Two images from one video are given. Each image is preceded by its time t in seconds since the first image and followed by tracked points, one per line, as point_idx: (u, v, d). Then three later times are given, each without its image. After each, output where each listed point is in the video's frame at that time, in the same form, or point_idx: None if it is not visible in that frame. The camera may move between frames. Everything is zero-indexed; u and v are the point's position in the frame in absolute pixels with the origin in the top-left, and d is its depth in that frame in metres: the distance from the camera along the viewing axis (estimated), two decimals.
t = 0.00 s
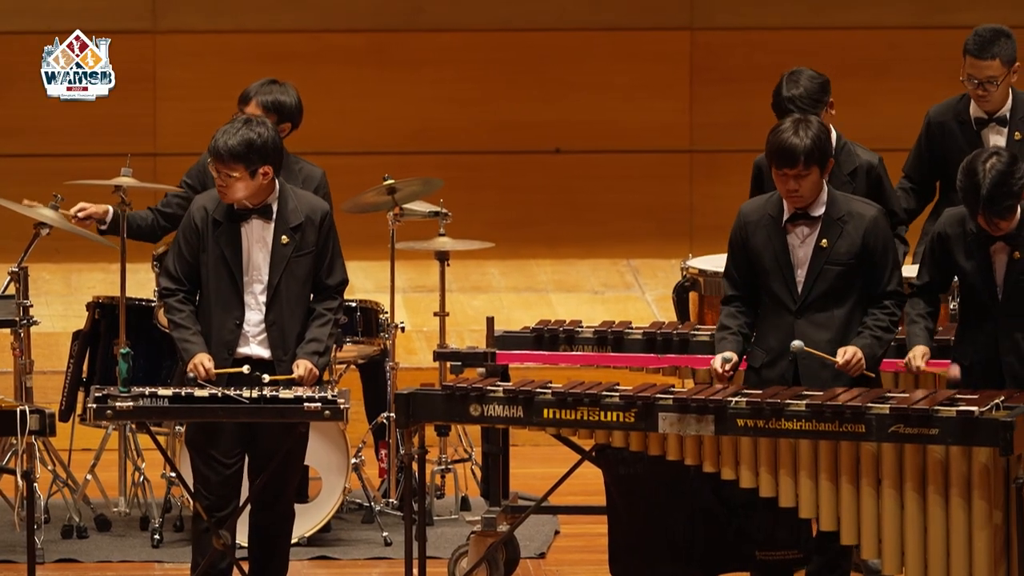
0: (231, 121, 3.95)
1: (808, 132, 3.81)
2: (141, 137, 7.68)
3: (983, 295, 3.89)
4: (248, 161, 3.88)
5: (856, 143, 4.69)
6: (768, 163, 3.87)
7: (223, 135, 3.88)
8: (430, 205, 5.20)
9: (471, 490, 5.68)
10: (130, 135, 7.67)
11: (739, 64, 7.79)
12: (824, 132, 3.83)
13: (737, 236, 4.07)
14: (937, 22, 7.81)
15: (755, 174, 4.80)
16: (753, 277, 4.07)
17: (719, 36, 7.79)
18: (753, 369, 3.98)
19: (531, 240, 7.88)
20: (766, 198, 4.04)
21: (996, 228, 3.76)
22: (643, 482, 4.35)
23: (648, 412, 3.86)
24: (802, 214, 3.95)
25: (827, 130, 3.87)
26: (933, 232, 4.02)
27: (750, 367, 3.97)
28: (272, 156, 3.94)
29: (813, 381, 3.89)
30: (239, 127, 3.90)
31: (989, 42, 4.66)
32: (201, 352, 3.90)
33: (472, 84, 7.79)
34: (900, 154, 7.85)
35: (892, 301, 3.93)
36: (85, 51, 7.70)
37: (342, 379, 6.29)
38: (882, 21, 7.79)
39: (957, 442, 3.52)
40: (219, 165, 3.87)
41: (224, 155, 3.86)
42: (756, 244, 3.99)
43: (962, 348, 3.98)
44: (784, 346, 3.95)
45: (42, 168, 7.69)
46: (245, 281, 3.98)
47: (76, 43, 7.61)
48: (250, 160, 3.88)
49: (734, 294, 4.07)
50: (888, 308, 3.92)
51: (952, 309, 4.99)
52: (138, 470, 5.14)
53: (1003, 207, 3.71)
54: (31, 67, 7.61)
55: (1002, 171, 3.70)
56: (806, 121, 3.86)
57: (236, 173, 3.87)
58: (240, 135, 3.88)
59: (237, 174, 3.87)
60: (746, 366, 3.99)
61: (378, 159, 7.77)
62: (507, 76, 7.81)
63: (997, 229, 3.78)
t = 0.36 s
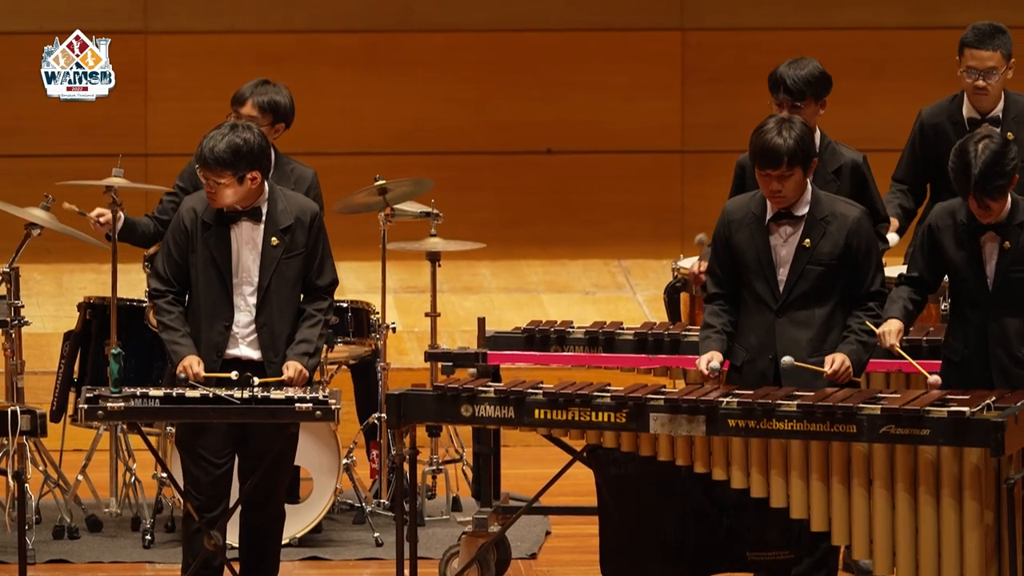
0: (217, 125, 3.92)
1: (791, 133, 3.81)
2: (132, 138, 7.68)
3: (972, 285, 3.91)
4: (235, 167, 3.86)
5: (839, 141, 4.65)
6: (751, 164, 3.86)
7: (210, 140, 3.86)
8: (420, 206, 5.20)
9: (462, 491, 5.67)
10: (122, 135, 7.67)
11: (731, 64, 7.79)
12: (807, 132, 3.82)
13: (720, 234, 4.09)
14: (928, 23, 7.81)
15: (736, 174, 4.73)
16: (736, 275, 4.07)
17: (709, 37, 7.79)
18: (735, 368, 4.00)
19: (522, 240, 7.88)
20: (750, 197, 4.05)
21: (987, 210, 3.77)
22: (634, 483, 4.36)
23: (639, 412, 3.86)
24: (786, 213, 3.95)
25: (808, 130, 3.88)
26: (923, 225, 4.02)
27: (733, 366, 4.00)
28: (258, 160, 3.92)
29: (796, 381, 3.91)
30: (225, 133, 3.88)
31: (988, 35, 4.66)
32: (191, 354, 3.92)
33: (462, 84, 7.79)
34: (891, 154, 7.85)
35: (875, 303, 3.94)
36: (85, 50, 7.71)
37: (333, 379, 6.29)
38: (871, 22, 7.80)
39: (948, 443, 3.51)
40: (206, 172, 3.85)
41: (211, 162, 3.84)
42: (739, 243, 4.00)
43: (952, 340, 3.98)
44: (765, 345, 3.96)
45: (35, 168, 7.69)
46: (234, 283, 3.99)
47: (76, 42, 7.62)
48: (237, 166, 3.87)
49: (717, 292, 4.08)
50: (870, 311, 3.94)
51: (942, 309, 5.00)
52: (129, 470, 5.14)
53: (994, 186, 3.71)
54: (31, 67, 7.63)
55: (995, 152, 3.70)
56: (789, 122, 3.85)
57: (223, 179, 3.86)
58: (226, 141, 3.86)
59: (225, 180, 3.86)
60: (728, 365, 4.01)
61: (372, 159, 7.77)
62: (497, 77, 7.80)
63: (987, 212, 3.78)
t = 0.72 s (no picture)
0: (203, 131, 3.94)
1: (770, 130, 3.85)
2: (121, 139, 7.67)
3: (963, 279, 3.91)
4: (220, 171, 3.87)
5: (825, 141, 4.66)
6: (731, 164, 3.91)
7: (195, 145, 3.88)
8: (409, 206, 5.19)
9: (451, 491, 5.67)
10: (111, 136, 7.67)
11: (722, 65, 7.79)
12: (785, 128, 3.87)
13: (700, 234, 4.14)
14: (917, 23, 7.81)
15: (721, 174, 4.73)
16: (717, 276, 4.13)
17: (698, 37, 7.79)
18: (716, 369, 4.05)
19: (512, 241, 7.88)
20: (729, 198, 4.10)
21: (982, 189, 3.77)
22: (623, 484, 4.36)
23: (629, 412, 3.87)
24: (765, 213, 4.00)
25: (787, 127, 3.93)
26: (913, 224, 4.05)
27: (714, 367, 4.04)
28: (243, 166, 3.94)
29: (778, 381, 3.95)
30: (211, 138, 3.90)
31: (998, 37, 4.66)
32: (179, 354, 3.93)
33: (451, 85, 7.79)
34: (879, 155, 7.85)
35: (854, 304, 3.99)
36: (85, 51, 7.69)
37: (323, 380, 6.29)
38: (859, 22, 7.81)
39: (937, 443, 3.51)
40: (191, 176, 3.87)
41: (196, 166, 3.86)
42: (720, 244, 4.06)
43: (943, 337, 3.97)
44: (748, 346, 4.01)
45: (25, 169, 7.68)
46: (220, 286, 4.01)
47: (76, 43, 7.60)
48: (222, 171, 3.88)
49: (698, 294, 4.11)
50: (850, 312, 3.98)
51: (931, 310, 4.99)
52: (118, 471, 5.13)
53: (989, 164, 3.72)
54: (31, 67, 7.65)
55: (991, 134, 3.73)
56: (768, 120, 3.89)
57: (208, 183, 3.87)
58: (211, 146, 3.88)
59: (209, 184, 3.87)
60: (710, 366, 4.06)
61: (364, 160, 7.77)
62: (487, 77, 7.80)
63: (978, 190, 3.78)
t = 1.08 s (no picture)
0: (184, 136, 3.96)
1: (756, 136, 3.88)
2: (111, 140, 7.67)
3: (960, 288, 3.91)
4: (193, 178, 3.89)
5: (819, 143, 4.66)
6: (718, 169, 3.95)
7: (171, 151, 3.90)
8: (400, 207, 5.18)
9: (442, 493, 5.66)
10: (101, 138, 7.67)
11: (714, 66, 7.80)
12: (771, 134, 3.89)
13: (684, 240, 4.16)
14: (909, 24, 7.80)
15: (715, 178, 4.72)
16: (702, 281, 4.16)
17: (687, 39, 7.79)
18: (705, 372, 4.06)
19: (502, 242, 7.89)
20: (714, 202, 4.13)
21: (975, 203, 3.77)
22: (615, 484, 4.36)
23: (620, 414, 3.90)
24: (751, 216, 4.02)
25: (771, 132, 3.96)
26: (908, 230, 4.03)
27: (702, 370, 4.06)
28: (221, 171, 3.94)
29: (768, 382, 3.96)
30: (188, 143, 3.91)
31: (998, 42, 4.64)
32: (168, 357, 3.96)
33: (441, 86, 7.78)
34: (870, 156, 7.84)
35: (842, 302, 4.01)
36: (85, 50, 7.72)
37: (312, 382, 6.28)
38: (848, 24, 7.80)
39: (928, 444, 3.52)
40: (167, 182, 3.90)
41: (170, 172, 3.89)
42: (706, 247, 4.07)
43: (940, 347, 3.94)
44: (737, 349, 4.02)
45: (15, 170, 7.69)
46: (208, 289, 4.05)
47: (76, 42, 7.63)
48: (196, 177, 3.89)
49: (683, 298, 4.15)
50: (838, 309, 3.99)
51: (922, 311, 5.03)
52: (110, 472, 5.13)
53: (983, 177, 3.72)
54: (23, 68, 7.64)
55: (985, 143, 3.73)
56: (754, 126, 3.92)
57: (182, 189, 3.89)
58: (186, 152, 3.90)
59: (183, 190, 3.89)
60: (698, 369, 4.07)
61: (357, 161, 7.77)
62: (476, 78, 7.80)
63: (975, 203, 3.77)
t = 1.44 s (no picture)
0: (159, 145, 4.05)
1: (744, 148, 3.87)
2: (97, 142, 7.68)
3: (952, 298, 3.90)
4: (156, 181, 3.94)
5: (818, 147, 4.64)
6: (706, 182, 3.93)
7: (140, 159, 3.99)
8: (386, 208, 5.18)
9: (428, 494, 5.66)
10: (87, 139, 7.68)
11: (703, 69, 7.80)
12: (759, 145, 3.89)
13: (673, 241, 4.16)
14: (897, 25, 7.78)
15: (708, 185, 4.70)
16: (691, 283, 4.16)
17: (673, 40, 7.79)
18: (693, 374, 4.09)
19: (489, 243, 7.89)
20: (703, 205, 4.12)
21: (964, 222, 3.77)
22: (601, 485, 4.37)
23: (606, 416, 3.93)
24: (740, 223, 4.02)
25: (760, 142, 3.94)
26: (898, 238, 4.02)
27: (690, 372, 4.08)
28: (190, 175, 3.98)
29: (756, 386, 3.99)
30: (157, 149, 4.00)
31: (982, 45, 4.62)
32: (150, 358, 4.04)
33: (427, 88, 7.78)
34: (859, 157, 7.83)
35: (835, 304, 4.04)
36: (85, 51, 7.69)
37: (299, 384, 6.27)
38: (835, 25, 7.79)
39: (914, 445, 3.55)
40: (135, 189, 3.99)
41: (137, 178, 3.97)
42: (694, 251, 4.08)
43: (931, 354, 3.98)
44: (725, 352, 4.05)
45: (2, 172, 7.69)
46: (185, 293, 4.10)
47: (76, 42, 7.60)
48: (160, 181, 3.95)
49: (673, 300, 4.16)
50: (832, 312, 4.03)
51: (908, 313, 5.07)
52: (95, 474, 5.14)
53: (970, 198, 3.71)
54: (9, 70, 7.63)
55: (971, 163, 3.70)
56: (742, 136, 3.91)
57: (147, 194, 3.96)
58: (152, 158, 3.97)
59: (148, 195, 3.96)
60: (687, 371, 4.10)
61: (346, 162, 7.77)
62: (463, 80, 7.79)
63: (963, 223, 3.78)
